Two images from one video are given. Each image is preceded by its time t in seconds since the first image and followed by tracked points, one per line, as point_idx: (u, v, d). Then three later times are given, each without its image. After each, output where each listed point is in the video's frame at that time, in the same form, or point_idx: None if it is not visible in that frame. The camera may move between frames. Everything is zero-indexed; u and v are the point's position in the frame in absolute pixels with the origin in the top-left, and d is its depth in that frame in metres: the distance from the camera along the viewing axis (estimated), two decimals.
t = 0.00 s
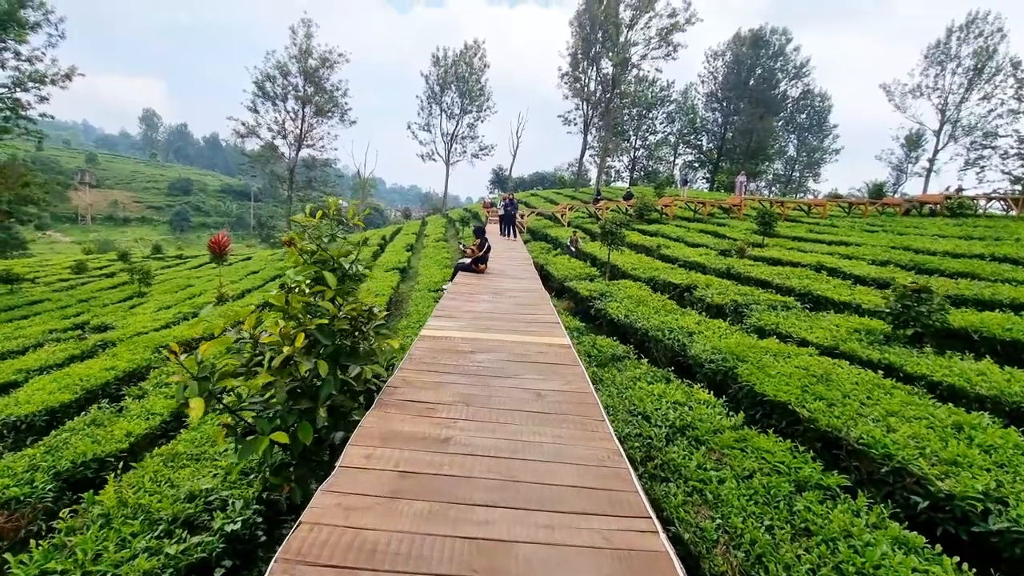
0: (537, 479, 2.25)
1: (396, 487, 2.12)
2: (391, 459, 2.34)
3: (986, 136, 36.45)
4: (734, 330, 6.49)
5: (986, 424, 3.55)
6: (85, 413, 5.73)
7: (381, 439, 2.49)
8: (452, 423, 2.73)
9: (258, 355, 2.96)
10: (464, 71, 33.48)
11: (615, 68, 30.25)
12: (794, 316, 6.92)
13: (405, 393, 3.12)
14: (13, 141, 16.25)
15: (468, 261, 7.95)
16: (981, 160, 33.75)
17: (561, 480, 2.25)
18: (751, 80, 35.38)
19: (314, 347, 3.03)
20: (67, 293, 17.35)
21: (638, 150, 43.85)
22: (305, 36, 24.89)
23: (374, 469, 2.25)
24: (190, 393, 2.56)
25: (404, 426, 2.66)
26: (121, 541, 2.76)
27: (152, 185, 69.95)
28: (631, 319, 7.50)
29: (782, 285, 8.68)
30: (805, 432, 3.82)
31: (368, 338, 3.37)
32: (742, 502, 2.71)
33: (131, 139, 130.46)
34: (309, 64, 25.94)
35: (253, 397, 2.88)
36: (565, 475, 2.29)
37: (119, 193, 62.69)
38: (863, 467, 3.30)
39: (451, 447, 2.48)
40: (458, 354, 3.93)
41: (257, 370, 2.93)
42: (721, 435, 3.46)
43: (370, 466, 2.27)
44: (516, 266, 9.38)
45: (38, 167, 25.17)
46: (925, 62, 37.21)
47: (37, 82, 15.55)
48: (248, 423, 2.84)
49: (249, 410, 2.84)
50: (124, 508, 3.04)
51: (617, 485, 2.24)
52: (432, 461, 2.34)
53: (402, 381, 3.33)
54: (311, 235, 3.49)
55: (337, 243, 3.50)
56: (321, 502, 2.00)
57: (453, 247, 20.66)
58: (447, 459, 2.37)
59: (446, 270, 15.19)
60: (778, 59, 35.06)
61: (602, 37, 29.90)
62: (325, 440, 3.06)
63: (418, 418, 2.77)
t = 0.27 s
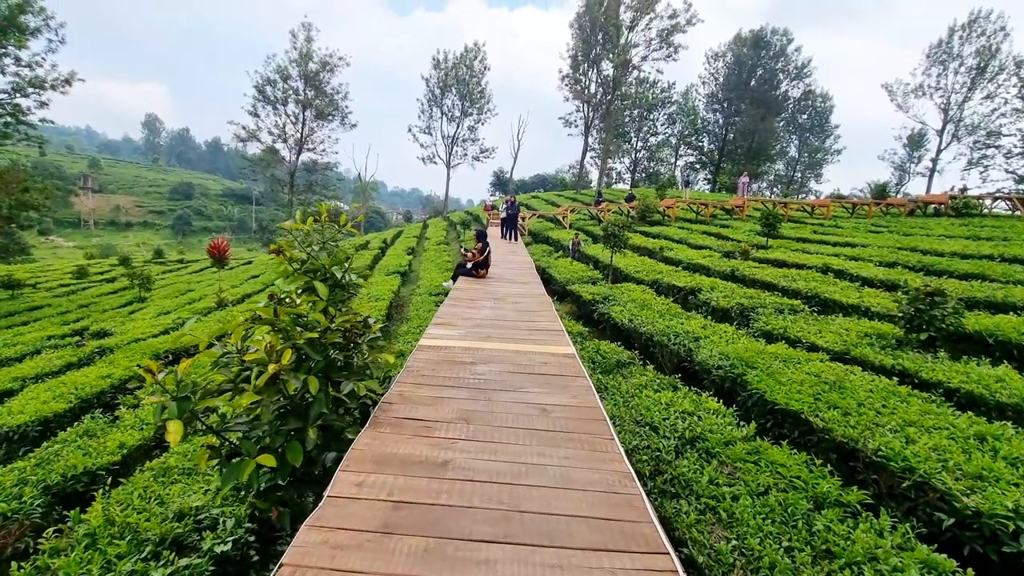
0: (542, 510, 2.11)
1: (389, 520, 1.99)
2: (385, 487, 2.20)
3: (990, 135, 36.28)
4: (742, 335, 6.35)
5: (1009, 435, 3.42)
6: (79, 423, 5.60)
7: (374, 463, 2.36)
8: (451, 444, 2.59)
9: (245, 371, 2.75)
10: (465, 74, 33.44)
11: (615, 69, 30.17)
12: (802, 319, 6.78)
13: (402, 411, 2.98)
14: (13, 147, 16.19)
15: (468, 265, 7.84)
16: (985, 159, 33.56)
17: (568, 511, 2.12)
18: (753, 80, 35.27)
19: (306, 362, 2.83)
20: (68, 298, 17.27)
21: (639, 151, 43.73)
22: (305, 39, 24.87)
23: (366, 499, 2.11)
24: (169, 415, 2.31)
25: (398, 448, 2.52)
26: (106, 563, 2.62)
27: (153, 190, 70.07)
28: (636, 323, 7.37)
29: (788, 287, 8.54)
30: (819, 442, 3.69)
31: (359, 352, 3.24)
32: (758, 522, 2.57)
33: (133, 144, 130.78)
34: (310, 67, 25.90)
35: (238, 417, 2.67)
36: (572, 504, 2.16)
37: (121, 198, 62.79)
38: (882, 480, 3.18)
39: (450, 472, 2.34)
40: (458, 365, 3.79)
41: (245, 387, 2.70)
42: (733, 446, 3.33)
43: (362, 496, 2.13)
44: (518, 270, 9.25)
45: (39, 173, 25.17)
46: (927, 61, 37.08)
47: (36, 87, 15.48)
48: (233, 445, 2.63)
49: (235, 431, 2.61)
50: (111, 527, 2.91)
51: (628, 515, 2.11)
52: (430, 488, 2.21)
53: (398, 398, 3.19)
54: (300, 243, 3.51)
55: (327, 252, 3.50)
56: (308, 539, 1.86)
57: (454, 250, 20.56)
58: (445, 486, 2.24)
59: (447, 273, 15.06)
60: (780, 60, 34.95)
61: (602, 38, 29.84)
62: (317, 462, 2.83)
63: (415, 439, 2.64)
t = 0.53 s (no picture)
0: (543, 548, 1.92)
1: (371, 563, 1.80)
2: (368, 523, 2.02)
3: (992, 137, 36.14)
4: (751, 340, 6.16)
5: None
6: (66, 432, 5.43)
7: (357, 495, 2.17)
8: (443, 470, 2.41)
9: (218, 389, 2.52)
10: (465, 76, 33.35)
11: (616, 71, 30.07)
12: (811, 324, 6.60)
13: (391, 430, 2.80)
14: (10, 150, 16.08)
15: (468, 269, 7.67)
16: (988, 160, 33.43)
17: (573, 549, 1.93)
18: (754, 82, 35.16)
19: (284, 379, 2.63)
20: (65, 302, 17.15)
21: (640, 154, 43.62)
22: (305, 42, 24.79)
23: (345, 537, 1.92)
24: (127, 441, 2.04)
25: (385, 474, 2.34)
26: None
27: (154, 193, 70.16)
28: (640, 328, 7.19)
29: (795, 291, 8.36)
30: (835, 456, 3.51)
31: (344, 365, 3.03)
32: (778, 546, 2.39)
33: (134, 147, 131.04)
34: (310, 70, 25.81)
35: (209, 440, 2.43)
36: (578, 541, 1.97)
37: (122, 201, 62.86)
38: (905, 497, 3.00)
39: (442, 504, 2.16)
40: (455, 376, 3.62)
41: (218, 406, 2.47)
42: (746, 461, 3.15)
43: (341, 534, 1.94)
44: (518, 274, 9.08)
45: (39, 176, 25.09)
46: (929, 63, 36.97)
47: (33, 90, 15.38)
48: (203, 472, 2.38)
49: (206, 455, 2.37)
50: (85, 549, 2.74)
51: (640, 553, 1.92)
52: (418, 524, 2.02)
53: (388, 414, 3.01)
54: (281, 246, 3.11)
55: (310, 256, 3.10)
56: None
57: (455, 253, 20.40)
58: (436, 520, 2.05)
59: (447, 276, 14.89)
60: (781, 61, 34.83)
61: (603, 40, 29.73)
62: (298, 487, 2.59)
63: (404, 463, 2.45)
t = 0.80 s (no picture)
0: None
1: None
2: (346, 568, 1.85)
3: (994, 139, 36.06)
4: (756, 347, 6.01)
5: None
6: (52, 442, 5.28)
7: (336, 535, 2.01)
8: (431, 503, 2.24)
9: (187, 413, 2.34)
10: (465, 79, 33.29)
11: (616, 74, 29.99)
12: (818, 330, 6.45)
13: (378, 455, 2.64)
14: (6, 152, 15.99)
15: (466, 273, 7.52)
16: (989, 163, 33.37)
17: None
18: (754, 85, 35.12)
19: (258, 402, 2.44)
20: (62, 306, 17.03)
21: (640, 156, 43.55)
22: (304, 44, 24.74)
23: None
24: (78, 474, 1.83)
25: (368, 509, 2.18)
26: None
27: (154, 196, 70.19)
28: (641, 334, 7.04)
29: (800, 295, 8.21)
30: (849, 471, 3.36)
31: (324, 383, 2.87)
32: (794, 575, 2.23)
33: (134, 150, 131.17)
34: (309, 72, 25.74)
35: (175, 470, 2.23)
36: None
37: (122, 204, 62.88)
38: (924, 517, 2.85)
39: (429, 543, 1.99)
40: (449, 391, 3.47)
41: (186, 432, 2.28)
42: (757, 479, 3.00)
43: None
44: (517, 279, 8.93)
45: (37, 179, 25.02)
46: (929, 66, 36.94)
47: (29, 92, 15.27)
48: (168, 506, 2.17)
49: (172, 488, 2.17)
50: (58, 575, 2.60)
51: None
52: (400, 569, 1.85)
53: (376, 436, 2.86)
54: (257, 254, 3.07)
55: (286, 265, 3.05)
56: None
57: (454, 256, 20.26)
58: (421, 564, 1.88)
59: (446, 280, 14.76)
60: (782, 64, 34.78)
61: (603, 43, 29.66)
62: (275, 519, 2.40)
63: (390, 496, 2.28)
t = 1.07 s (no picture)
0: None
1: None
2: None
3: (994, 142, 36.01)
4: (761, 352, 5.86)
5: None
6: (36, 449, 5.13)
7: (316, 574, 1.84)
8: (422, 535, 2.08)
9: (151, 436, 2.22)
10: (464, 80, 33.19)
11: (616, 75, 29.90)
12: (825, 334, 6.30)
13: (366, 476, 2.48)
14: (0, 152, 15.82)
15: (465, 275, 7.38)
16: (989, 166, 33.33)
17: None
18: (754, 87, 35.08)
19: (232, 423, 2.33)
20: (56, 307, 16.86)
21: (640, 158, 43.47)
22: (302, 45, 24.62)
23: None
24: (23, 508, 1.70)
25: (352, 542, 2.02)
26: None
27: (153, 197, 69.92)
28: (643, 337, 6.89)
29: (804, 299, 8.07)
30: (863, 485, 3.22)
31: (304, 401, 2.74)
32: None
33: (133, 151, 131.01)
34: (307, 73, 25.61)
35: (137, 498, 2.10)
36: None
37: (120, 205, 62.69)
38: (947, 536, 2.71)
39: None
40: (443, 403, 3.32)
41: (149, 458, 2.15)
42: (770, 494, 2.84)
43: None
44: (516, 281, 8.78)
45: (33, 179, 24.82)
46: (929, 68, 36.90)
47: (24, 91, 15.12)
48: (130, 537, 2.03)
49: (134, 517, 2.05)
50: None
51: None
52: None
53: (365, 453, 2.70)
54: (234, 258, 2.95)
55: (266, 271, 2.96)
56: None
57: (453, 258, 20.12)
58: None
59: (445, 282, 14.60)
60: (781, 66, 34.74)
61: (603, 44, 29.58)
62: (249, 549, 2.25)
63: (377, 526, 2.12)
